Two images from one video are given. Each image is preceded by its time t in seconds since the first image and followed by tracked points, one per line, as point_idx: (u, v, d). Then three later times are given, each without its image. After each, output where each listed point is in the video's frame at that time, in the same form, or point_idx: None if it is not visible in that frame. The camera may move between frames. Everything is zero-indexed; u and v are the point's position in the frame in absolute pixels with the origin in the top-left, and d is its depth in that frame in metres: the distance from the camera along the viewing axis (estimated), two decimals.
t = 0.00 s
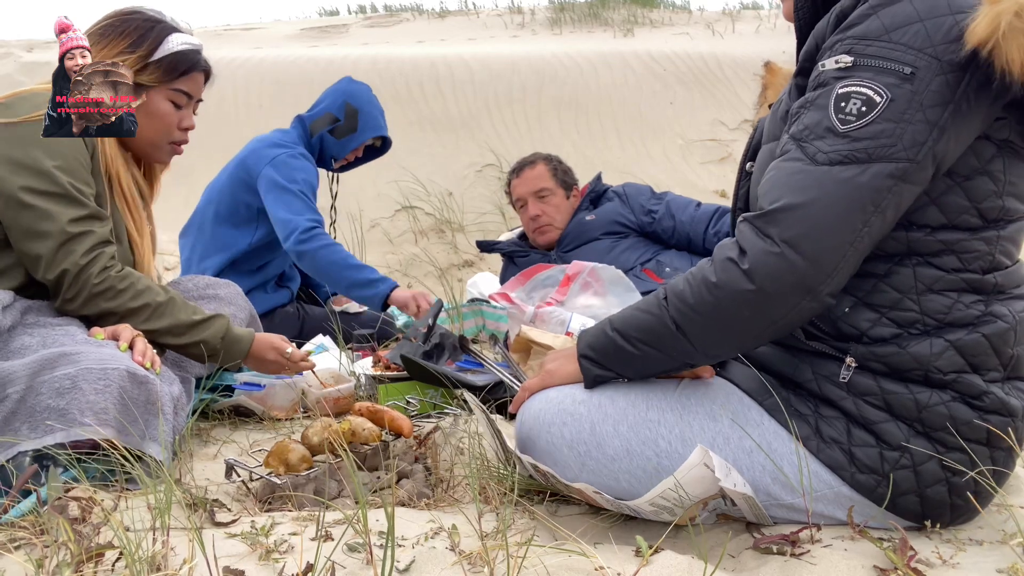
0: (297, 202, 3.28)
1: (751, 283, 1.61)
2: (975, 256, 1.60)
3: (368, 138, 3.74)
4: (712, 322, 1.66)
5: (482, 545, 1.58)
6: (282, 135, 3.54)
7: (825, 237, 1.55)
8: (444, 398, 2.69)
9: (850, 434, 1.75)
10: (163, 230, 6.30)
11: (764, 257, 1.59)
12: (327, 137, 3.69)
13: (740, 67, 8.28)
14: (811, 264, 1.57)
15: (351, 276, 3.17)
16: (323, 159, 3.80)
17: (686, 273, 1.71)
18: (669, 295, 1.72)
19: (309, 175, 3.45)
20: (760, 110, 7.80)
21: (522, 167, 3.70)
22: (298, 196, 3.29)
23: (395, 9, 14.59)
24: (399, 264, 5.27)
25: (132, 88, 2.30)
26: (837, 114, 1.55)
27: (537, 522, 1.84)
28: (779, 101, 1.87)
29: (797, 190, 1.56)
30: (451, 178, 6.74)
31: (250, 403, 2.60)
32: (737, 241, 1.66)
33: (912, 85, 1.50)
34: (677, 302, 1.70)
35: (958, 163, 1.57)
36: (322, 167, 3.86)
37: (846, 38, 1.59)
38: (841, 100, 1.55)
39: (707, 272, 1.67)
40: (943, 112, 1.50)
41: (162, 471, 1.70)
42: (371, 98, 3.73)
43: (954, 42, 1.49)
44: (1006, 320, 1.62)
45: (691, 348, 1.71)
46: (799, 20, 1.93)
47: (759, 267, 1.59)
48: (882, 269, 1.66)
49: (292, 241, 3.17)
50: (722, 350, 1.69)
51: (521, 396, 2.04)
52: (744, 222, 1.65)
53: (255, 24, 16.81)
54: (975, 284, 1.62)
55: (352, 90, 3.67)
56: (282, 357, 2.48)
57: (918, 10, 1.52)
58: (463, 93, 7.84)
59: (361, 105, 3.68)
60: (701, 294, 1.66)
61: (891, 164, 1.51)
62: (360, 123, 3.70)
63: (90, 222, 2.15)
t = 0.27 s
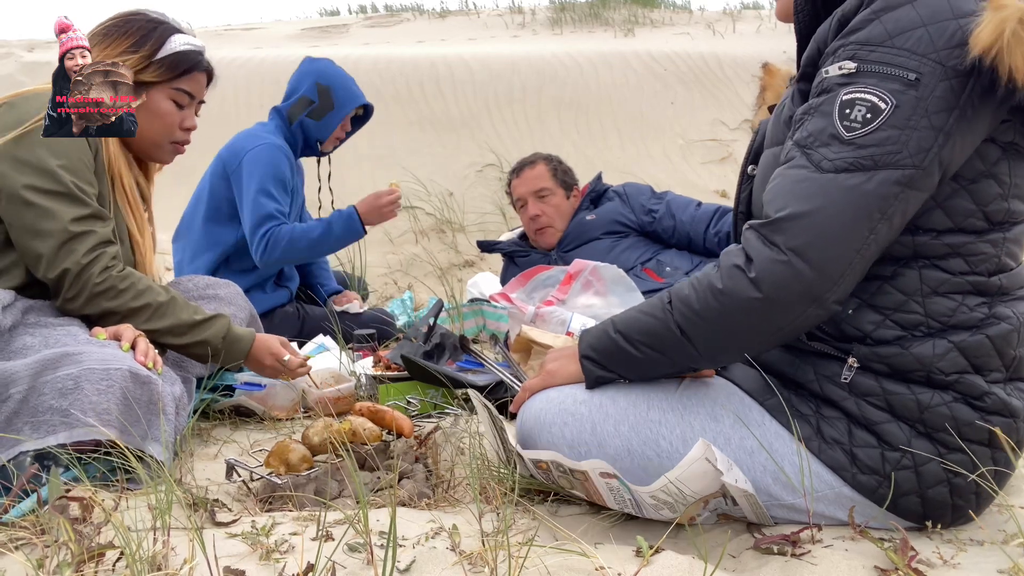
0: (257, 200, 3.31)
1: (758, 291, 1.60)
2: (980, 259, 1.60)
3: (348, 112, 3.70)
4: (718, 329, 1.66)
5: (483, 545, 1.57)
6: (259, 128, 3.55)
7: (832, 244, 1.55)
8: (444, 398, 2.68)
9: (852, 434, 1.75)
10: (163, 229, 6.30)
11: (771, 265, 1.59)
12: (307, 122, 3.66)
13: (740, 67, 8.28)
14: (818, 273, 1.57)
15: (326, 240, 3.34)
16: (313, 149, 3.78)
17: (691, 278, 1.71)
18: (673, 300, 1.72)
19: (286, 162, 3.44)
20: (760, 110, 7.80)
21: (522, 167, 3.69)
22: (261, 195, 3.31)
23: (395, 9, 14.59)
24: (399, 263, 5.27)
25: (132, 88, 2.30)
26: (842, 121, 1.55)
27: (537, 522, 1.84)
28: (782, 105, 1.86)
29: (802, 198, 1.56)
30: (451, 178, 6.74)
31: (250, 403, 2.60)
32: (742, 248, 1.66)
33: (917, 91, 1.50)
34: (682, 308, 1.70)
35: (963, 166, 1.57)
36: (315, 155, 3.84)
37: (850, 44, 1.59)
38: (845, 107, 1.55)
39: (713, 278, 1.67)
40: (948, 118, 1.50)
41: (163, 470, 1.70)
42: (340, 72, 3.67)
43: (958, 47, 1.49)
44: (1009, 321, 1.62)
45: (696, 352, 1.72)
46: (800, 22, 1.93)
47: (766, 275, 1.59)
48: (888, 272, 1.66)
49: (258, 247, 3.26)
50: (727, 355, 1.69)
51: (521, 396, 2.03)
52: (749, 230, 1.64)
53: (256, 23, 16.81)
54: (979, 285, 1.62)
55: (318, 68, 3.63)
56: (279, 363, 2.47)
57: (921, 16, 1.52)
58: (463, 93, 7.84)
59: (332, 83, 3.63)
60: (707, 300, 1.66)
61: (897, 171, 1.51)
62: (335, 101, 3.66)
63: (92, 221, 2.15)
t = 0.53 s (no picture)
0: (249, 200, 3.34)
1: (759, 294, 1.60)
2: (980, 259, 1.60)
3: (322, 97, 3.69)
4: (718, 331, 1.66)
5: (483, 545, 1.57)
6: (236, 124, 3.53)
7: (832, 246, 1.55)
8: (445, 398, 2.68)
9: (851, 434, 1.75)
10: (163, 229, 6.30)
11: (771, 267, 1.59)
12: (284, 113, 3.64)
13: (740, 67, 8.28)
14: (819, 275, 1.57)
15: (307, 222, 3.53)
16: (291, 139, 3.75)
17: (691, 280, 1.71)
18: (674, 302, 1.72)
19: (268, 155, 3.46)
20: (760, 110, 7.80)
21: (522, 167, 3.70)
22: (252, 194, 3.35)
23: (395, 10, 14.59)
24: (399, 263, 5.27)
25: (132, 88, 2.31)
26: (841, 123, 1.55)
27: (537, 522, 1.84)
28: (780, 107, 1.87)
29: (802, 200, 1.56)
30: (452, 178, 6.74)
31: (250, 403, 2.60)
32: (743, 249, 1.66)
33: (915, 92, 1.50)
34: (683, 310, 1.70)
35: (963, 167, 1.57)
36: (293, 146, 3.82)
37: (847, 46, 1.59)
38: (844, 108, 1.55)
39: (714, 280, 1.67)
40: (947, 119, 1.50)
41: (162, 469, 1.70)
42: (310, 59, 3.66)
43: (956, 48, 1.49)
44: (1009, 321, 1.62)
45: (696, 353, 1.72)
46: (796, 24, 1.93)
47: (766, 277, 1.59)
48: (887, 272, 1.66)
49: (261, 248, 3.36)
50: (727, 356, 1.70)
51: (521, 395, 2.03)
52: (750, 232, 1.64)
53: (256, 23, 16.79)
54: (979, 285, 1.62)
55: (285, 57, 3.64)
56: (281, 361, 2.47)
57: (919, 17, 1.52)
58: (463, 93, 7.84)
59: (304, 71, 3.63)
60: (707, 302, 1.66)
61: (896, 173, 1.51)
62: (309, 88, 3.65)
63: (89, 221, 2.14)
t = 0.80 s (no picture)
0: (238, 197, 3.35)
1: (759, 294, 1.60)
2: (980, 258, 1.60)
3: (310, 97, 3.70)
4: (718, 331, 1.66)
5: (483, 545, 1.57)
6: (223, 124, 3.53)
7: (832, 246, 1.55)
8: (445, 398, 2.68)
9: (851, 434, 1.75)
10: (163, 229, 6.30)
11: (772, 267, 1.59)
12: (272, 112, 3.64)
13: (740, 67, 8.28)
14: (819, 276, 1.57)
15: (291, 214, 3.60)
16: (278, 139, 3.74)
17: (691, 280, 1.71)
18: (674, 302, 1.72)
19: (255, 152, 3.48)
20: (760, 110, 7.80)
21: (522, 167, 3.70)
22: (240, 191, 3.35)
23: (395, 10, 14.59)
24: (400, 264, 5.27)
25: (132, 88, 2.32)
26: (841, 123, 1.55)
27: (537, 522, 1.84)
28: (780, 107, 1.87)
29: (802, 200, 1.56)
30: (452, 178, 6.74)
31: (250, 403, 2.59)
32: (743, 249, 1.66)
33: (914, 92, 1.50)
34: (683, 310, 1.70)
35: (962, 167, 1.57)
36: (280, 145, 3.81)
37: (846, 46, 1.59)
38: (843, 109, 1.55)
39: (714, 281, 1.67)
40: (947, 119, 1.50)
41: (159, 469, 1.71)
42: (298, 58, 3.67)
43: (955, 47, 1.49)
44: (1009, 321, 1.62)
45: (696, 353, 1.72)
46: (795, 24, 1.93)
47: (767, 277, 1.59)
48: (888, 272, 1.66)
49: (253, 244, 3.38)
50: (726, 356, 1.70)
51: (520, 396, 2.04)
52: (749, 232, 1.64)
53: (256, 23, 16.79)
54: (979, 285, 1.62)
55: (275, 57, 3.64)
56: (277, 370, 2.46)
57: (917, 17, 1.52)
58: (463, 93, 7.84)
59: (292, 70, 3.64)
60: (707, 302, 1.66)
61: (896, 173, 1.51)
62: (297, 88, 3.66)
63: (84, 221, 2.14)
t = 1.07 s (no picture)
0: (236, 195, 3.35)
1: (760, 294, 1.60)
2: (981, 258, 1.60)
3: (307, 99, 3.70)
4: (718, 330, 1.66)
5: (483, 545, 1.57)
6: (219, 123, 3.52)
7: (833, 245, 1.55)
8: (444, 398, 2.68)
9: (851, 434, 1.75)
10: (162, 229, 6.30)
11: (772, 267, 1.59)
12: (268, 112, 3.63)
13: (740, 67, 8.28)
14: (820, 276, 1.57)
15: (290, 209, 3.61)
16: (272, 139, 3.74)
17: (692, 280, 1.71)
18: (674, 301, 1.72)
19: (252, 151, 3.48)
20: (760, 110, 7.80)
21: (522, 167, 3.69)
22: (238, 189, 3.36)
23: (395, 10, 14.58)
24: (399, 263, 5.27)
25: (132, 88, 2.33)
26: (842, 123, 1.55)
27: (537, 522, 1.84)
28: (782, 107, 1.87)
29: (803, 200, 1.56)
30: (452, 178, 6.74)
31: (250, 403, 2.60)
32: (744, 249, 1.66)
33: (916, 92, 1.50)
34: (683, 310, 1.70)
35: (964, 167, 1.57)
36: (275, 146, 3.81)
37: (848, 46, 1.59)
38: (845, 108, 1.55)
39: (714, 281, 1.67)
40: (948, 119, 1.50)
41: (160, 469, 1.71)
42: (295, 59, 3.66)
43: (957, 48, 1.49)
44: (1009, 321, 1.62)
45: (696, 353, 1.72)
46: (796, 24, 1.93)
47: (767, 277, 1.59)
48: (888, 272, 1.66)
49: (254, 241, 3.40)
50: (726, 356, 1.70)
51: (521, 396, 2.04)
52: (750, 232, 1.64)
53: (255, 23, 16.78)
54: (979, 285, 1.62)
55: (272, 58, 3.63)
56: (271, 374, 2.44)
57: (919, 17, 1.52)
58: (463, 93, 7.84)
59: (290, 72, 3.63)
60: (708, 302, 1.66)
61: (897, 173, 1.51)
62: (294, 89, 3.65)
63: (85, 223, 2.14)
